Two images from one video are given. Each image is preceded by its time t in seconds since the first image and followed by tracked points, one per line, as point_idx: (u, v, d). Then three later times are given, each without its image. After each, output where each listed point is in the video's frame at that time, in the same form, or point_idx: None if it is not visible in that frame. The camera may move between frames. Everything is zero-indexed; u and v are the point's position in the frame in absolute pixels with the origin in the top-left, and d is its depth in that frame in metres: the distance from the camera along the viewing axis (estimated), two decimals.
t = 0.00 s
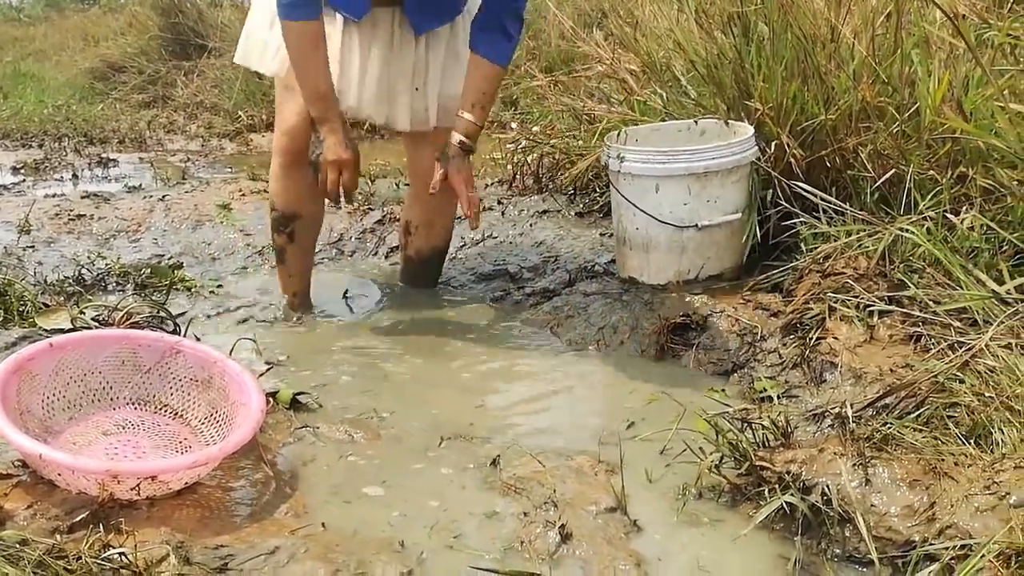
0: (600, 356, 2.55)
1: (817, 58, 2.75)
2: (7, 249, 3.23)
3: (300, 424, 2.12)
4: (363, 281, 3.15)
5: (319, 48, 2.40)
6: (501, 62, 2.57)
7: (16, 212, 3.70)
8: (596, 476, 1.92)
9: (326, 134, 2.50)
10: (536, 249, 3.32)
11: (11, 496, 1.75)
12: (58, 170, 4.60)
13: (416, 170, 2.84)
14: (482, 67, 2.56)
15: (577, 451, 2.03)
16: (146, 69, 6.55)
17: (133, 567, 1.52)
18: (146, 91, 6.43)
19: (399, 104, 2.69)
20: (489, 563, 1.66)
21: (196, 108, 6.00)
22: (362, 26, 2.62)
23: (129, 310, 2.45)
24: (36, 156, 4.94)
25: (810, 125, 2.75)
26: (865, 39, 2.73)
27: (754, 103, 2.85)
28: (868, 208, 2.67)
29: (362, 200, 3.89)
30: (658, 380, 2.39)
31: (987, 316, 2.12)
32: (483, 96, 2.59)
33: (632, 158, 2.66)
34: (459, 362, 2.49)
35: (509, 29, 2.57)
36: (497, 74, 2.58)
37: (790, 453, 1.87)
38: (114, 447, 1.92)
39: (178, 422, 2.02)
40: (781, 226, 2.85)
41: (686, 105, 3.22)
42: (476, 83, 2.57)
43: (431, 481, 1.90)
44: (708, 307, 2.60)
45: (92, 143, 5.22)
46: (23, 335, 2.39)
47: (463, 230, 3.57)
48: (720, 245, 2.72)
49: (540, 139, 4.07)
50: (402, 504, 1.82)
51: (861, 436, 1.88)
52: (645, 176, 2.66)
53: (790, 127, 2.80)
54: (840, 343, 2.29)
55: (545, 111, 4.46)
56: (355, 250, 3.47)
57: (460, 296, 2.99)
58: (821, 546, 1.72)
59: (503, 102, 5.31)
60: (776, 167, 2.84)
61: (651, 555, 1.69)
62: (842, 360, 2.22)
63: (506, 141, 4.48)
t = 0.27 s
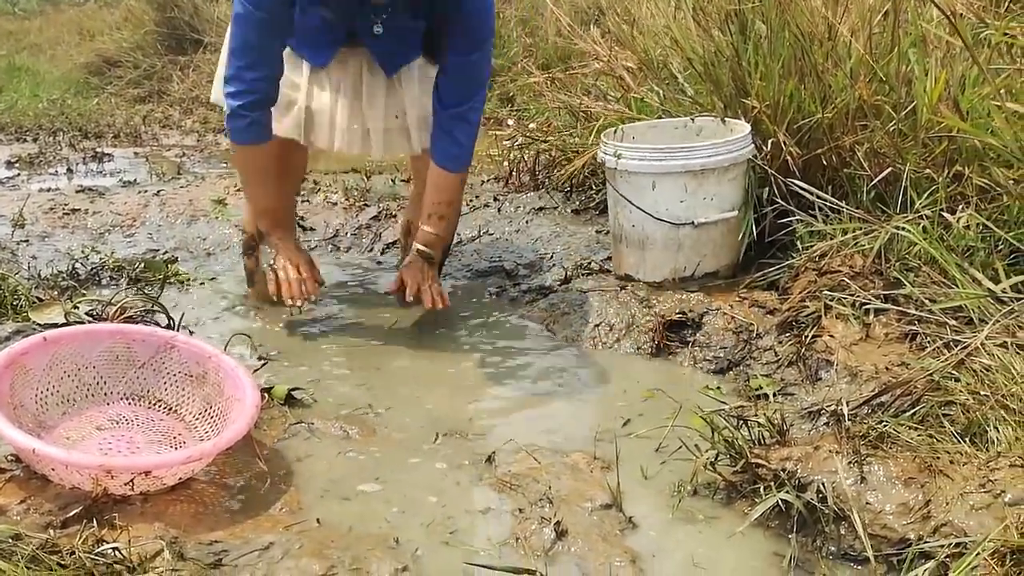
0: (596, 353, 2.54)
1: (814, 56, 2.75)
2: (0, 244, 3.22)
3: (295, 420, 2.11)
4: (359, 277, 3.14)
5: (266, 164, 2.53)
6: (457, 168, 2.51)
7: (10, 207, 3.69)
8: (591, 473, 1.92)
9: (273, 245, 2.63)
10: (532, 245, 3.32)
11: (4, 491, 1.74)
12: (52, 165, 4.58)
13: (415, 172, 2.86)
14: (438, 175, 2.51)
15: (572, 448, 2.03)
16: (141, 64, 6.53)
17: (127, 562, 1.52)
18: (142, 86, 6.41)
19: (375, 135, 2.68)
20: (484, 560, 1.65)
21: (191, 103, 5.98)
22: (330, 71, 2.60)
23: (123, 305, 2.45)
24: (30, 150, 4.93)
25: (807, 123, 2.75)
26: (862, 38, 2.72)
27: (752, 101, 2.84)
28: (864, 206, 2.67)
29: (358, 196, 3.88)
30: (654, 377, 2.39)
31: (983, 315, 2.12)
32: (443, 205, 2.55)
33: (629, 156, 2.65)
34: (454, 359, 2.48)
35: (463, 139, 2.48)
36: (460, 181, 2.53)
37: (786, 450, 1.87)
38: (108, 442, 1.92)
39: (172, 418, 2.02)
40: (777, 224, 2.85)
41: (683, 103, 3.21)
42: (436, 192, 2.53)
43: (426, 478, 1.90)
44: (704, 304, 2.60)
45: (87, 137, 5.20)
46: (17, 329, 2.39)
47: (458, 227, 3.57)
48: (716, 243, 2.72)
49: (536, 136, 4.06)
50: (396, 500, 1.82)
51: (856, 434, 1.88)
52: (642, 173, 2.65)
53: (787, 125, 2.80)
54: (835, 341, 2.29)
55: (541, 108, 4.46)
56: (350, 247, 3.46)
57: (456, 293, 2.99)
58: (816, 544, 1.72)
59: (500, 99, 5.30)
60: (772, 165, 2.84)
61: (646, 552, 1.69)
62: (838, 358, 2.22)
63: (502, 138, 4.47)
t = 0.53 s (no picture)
0: (597, 350, 2.54)
1: (816, 54, 2.74)
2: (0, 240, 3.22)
3: (296, 416, 2.11)
4: (360, 274, 3.14)
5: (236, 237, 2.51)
6: (433, 229, 2.49)
7: (10, 203, 3.69)
8: (591, 470, 1.92)
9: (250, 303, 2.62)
10: (533, 243, 3.31)
11: (5, 487, 1.74)
12: (52, 161, 4.58)
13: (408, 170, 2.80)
14: (416, 236, 2.51)
15: (573, 445, 2.02)
16: (141, 61, 6.52)
17: (128, 558, 1.52)
18: (142, 82, 6.40)
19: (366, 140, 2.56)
20: (484, 557, 1.65)
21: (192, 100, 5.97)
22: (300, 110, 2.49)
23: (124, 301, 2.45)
24: (30, 146, 4.92)
25: (808, 121, 2.74)
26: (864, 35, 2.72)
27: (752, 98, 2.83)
28: (866, 203, 2.67)
29: (358, 193, 3.88)
30: (655, 374, 2.39)
31: (984, 313, 2.12)
32: (421, 261, 2.55)
33: (629, 153, 2.64)
34: (454, 356, 2.48)
35: (438, 201, 2.44)
36: (439, 237, 2.52)
37: (787, 447, 1.87)
38: (108, 439, 1.92)
39: (172, 414, 2.02)
40: (778, 221, 2.85)
41: (684, 100, 3.21)
42: (414, 250, 2.53)
43: (427, 475, 1.90)
44: (705, 302, 2.60)
45: (87, 133, 5.20)
46: (17, 325, 2.39)
47: (459, 224, 3.56)
48: (717, 240, 2.72)
49: (537, 134, 4.06)
50: (397, 497, 1.81)
51: (858, 431, 1.88)
52: (642, 170, 2.65)
53: (788, 122, 2.79)
54: (836, 339, 2.29)
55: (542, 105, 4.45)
56: (350, 244, 3.46)
57: (456, 290, 2.98)
58: (816, 541, 1.72)
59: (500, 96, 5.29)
60: (773, 162, 2.84)
61: (647, 549, 1.69)
62: (838, 356, 2.22)
63: (503, 135, 4.47)
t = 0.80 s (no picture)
0: (597, 350, 2.54)
1: (815, 54, 2.74)
2: None
3: (295, 416, 2.11)
4: (358, 274, 3.14)
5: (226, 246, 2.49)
6: (420, 237, 2.48)
7: (9, 203, 3.69)
8: (590, 470, 1.92)
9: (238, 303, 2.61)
10: (532, 243, 3.31)
11: (3, 488, 1.74)
12: (51, 161, 4.58)
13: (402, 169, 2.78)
14: (402, 245, 2.50)
15: (572, 446, 2.02)
16: (140, 60, 6.52)
17: (127, 558, 1.52)
18: (141, 82, 6.40)
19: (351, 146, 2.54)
20: (483, 557, 1.65)
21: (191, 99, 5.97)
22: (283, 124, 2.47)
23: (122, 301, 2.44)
24: (29, 146, 4.92)
25: (807, 121, 2.74)
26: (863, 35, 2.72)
27: (751, 98, 2.82)
28: (865, 204, 2.67)
29: (357, 193, 3.88)
30: (653, 374, 2.39)
31: (983, 313, 2.12)
32: (408, 270, 2.55)
33: (628, 153, 2.64)
34: (453, 356, 2.48)
35: (423, 212, 2.43)
36: (426, 247, 2.51)
37: (785, 448, 1.87)
38: (107, 439, 1.91)
39: (171, 414, 2.02)
40: (777, 221, 2.85)
41: (683, 100, 3.20)
42: (402, 259, 2.53)
43: (426, 475, 1.90)
44: (704, 302, 2.60)
45: (86, 133, 5.19)
46: (16, 326, 2.39)
47: (458, 224, 3.56)
48: (716, 240, 2.72)
49: (536, 134, 4.05)
50: (396, 497, 1.82)
51: (856, 432, 1.88)
52: (641, 170, 2.65)
53: (787, 122, 2.79)
54: (835, 339, 2.29)
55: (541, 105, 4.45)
56: (349, 244, 3.46)
57: (456, 290, 2.98)
58: (815, 541, 1.72)
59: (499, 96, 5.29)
60: (772, 162, 2.84)
61: (645, 549, 1.69)
62: (837, 356, 2.22)
63: (502, 135, 4.46)
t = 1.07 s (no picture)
0: (596, 351, 2.54)
1: (814, 54, 2.74)
2: None
3: (295, 417, 2.11)
4: (358, 275, 3.13)
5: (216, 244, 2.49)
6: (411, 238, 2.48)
7: (8, 204, 3.69)
8: (589, 470, 1.92)
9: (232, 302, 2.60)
10: (531, 243, 3.31)
11: (3, 488, 1.74)
12: (51, 162, 4.58)
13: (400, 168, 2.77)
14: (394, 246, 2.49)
15: (571, 446, 2.02)
16: (139, 62, 6.52)
17: (126, 559, 1.52)
18: (140, 83, 6.40)
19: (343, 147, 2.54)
20: (483, 557, 1.65)
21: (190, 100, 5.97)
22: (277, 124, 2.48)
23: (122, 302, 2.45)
24: (28, 147, 4.92)
25: (807, 121, 2.74)
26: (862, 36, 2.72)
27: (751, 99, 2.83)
28: (864, 204, 2.67)
29: (356, 194, 3.88)
30: (653, 375, 2.39)
31: (982, 313, 2.13)
32: (398, 271, 2.54)
33: (627, 153, 2.64)
34: (452, 357, 2.48)
35: (414, 212, 2.42)
36: (417, 247, 2.50)
37: (785, 448, 1.87)
38: (107, 439, 1.91)
39: (170, 415, 2.02)
40: (777, 221, 2.84)
41: (682, 101, 3.21)
42: (393, 259, 2.52)
43: (425, 475, 1.90)
44: (703, 303, 2.60)
45: (86, 134, 5.19)
46: (16, 327, 2.39)
47: (457, 225, 3.56)
48: (716, 240, 2.72)
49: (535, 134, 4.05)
50: (395, 498, 1.82)
51: (855, 432, 1.88)
52: (641, 170, 2.65)
53: (786, 122, 2.79)
54: (834, 339, 2.29)
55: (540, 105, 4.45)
56: (349, 244, 3.46)
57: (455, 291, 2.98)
58: (815, 541, 1.72)
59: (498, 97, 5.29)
60: (771, 163, 2.84)
61: (644, 550, 1.69)
62: (836, 356, 2.23)
63: (501, 136, 4.46)
